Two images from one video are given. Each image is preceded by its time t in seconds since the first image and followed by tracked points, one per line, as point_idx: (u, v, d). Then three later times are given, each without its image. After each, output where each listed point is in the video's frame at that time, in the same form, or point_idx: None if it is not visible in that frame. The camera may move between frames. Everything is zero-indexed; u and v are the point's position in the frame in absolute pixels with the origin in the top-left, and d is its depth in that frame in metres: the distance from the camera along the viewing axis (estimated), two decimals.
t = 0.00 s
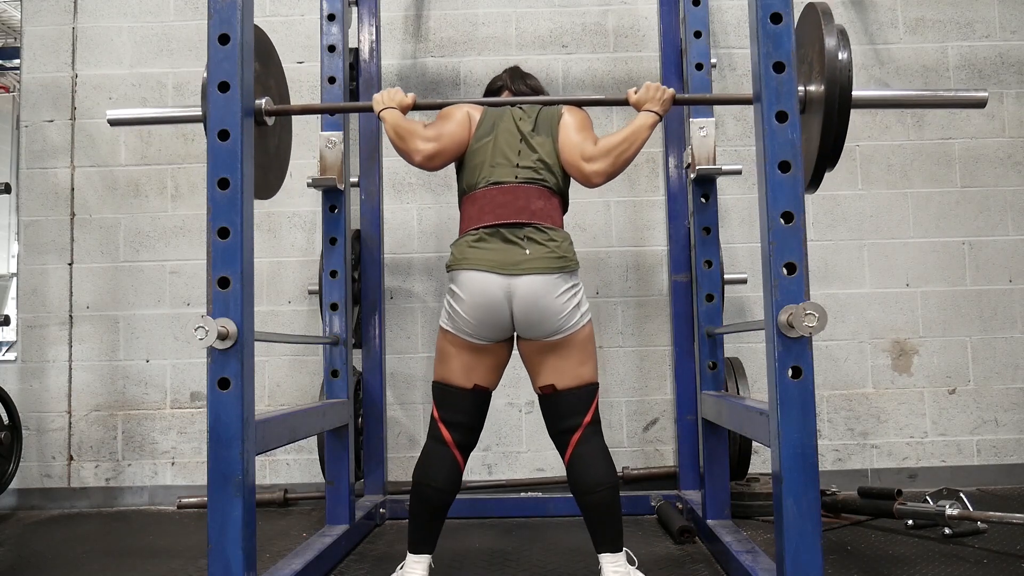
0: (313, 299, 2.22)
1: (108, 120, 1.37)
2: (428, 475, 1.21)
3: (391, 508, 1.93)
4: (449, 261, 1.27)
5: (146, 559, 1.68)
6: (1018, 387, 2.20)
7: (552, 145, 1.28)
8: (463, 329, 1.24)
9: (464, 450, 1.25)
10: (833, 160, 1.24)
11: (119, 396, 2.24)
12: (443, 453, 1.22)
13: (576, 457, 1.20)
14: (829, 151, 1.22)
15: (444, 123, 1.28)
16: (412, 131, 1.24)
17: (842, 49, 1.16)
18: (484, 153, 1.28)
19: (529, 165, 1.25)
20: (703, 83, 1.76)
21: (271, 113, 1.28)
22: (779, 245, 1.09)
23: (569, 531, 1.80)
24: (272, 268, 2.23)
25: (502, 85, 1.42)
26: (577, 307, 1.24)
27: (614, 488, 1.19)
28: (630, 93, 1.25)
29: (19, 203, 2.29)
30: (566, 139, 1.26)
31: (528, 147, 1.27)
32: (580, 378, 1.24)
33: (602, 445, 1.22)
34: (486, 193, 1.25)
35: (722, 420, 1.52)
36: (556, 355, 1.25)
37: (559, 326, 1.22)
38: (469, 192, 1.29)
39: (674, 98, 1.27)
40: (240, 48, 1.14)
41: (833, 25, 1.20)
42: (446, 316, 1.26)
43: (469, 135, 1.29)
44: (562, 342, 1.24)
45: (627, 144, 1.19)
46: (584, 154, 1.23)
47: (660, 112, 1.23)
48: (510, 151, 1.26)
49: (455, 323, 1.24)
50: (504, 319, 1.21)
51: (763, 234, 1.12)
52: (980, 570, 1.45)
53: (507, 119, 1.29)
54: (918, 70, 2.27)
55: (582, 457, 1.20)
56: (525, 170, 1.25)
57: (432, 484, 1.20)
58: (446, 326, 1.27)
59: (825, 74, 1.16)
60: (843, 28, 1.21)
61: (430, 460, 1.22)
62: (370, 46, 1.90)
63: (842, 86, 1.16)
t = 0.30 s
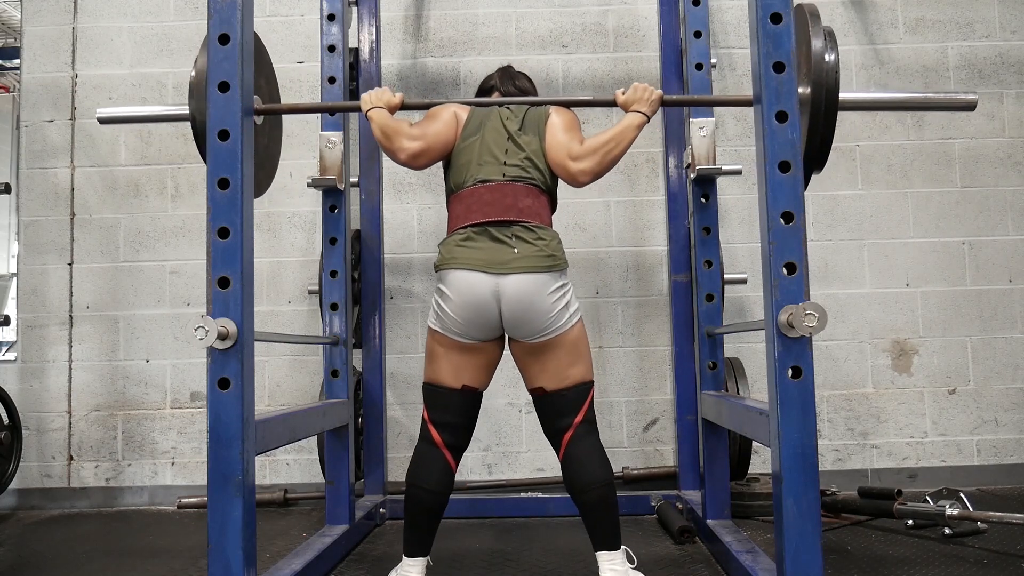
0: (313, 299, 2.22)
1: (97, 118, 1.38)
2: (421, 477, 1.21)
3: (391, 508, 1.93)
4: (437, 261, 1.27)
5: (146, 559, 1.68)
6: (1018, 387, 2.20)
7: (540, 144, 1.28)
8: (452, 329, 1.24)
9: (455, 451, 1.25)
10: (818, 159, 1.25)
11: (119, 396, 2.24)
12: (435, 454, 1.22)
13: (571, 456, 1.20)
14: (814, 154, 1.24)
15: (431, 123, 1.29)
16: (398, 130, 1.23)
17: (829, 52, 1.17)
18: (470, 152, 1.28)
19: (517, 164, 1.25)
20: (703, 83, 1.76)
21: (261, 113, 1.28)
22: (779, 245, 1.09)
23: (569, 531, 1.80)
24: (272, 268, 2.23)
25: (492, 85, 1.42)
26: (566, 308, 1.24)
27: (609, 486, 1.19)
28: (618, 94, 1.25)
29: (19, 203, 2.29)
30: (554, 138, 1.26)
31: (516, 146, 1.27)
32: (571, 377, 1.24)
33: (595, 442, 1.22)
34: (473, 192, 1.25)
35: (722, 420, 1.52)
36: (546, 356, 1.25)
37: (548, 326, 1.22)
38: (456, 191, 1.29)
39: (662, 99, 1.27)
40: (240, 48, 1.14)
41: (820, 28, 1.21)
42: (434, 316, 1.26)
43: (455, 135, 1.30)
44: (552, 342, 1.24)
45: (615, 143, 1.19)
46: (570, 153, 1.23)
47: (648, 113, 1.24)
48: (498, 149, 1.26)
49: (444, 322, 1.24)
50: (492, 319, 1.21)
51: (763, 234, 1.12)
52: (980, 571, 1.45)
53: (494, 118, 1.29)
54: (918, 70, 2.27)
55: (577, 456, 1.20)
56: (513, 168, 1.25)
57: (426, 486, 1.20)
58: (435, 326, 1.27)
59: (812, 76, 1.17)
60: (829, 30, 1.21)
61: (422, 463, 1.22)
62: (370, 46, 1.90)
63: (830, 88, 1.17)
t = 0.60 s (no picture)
0: (313, 299, 2.22)
1: (98, 123, 1.38)
2: (420, 477, 1.21)
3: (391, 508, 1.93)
4: (438, 260, 1.27)
5: (145, 559, 1.68)
6: (1018, 387, 2.20)
7: (540, 145, 1.28)
8: (451, 329, 1.24)
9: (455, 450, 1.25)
10: (819, 155, 1.25)
11: (119, 396, 2.24)
12: (435, 454, 1.22)
13: (570, 457, 1.20)
14: (814, 152, 1.24)
15: (431, 124, 1.28)
16: (398, 134, 1.23)
17: (829, 48, 1.17)
18: (471, 154, 1.28)
19: (518, 165, 1.25)
20: (703, 83, 1.75)
21: (261, 115, 1.28)
22: (779, 245, 1.09)
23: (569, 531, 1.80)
24: (272, 268, 2.23)
25: (492, 85, 1.42)
26: (565, 308, 1.24)
27: (608, 487, 1.19)
28: (618, 93, 1.25)
29: (19, 203, 2.29)
30: (553, 138, 1.26)
31: (516, 147, 1.27)
32: (571, 378, 1.23)
33: (594, 444, 1.22)
34: (475, 193, 1.25)
35: (722, 420, 1.52)
36: (545, 357, 1.25)
37: (547, 326, 1.22)
38: (457, 192, 1.29)
39: (663, 98, 1.27)
40: (240, 48, 1.14)
41: (819, 24, 1.21)
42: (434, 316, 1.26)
43: (456, 136, 1.30)
44: (551, 342, 1.24)
45: (615, 143, 1.19)
46: (570, 153, 1.23)
47: (648, 112, 1.23)
48: (498, 150, 1.27)
49: (444, 323, 1.24)
50: (492, 321, 1.21)
51: (763, 234, 1.12)
52: (980, 571, 1.45)
53: (495, 119, 1.29)
54: (918, 70, 2.27)
55: (576, 457, 1.20)
56: (514, 170, 1.25)
57: (426, 486, 1.20)
58: (434, 326, 1.27)
59: (812, 72, 1.16)
60: (829, 26, 1.21)
61: (423, 462, 1.22)
62: (370, 46, 1.90)
63: (830, 85, 1.16)
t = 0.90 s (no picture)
0: (313, 299, 2.22)
1: (99, 123, 1.38)
2: (422, 477, 1.21)
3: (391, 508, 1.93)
4: (439, 261, 1.27)
5: (146, 559, 1.68)
6: (1018, 387, 2.20)
7: (541, 145, 1.28)
8: (453, 330, 1.24)
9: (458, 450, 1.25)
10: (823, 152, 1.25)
11: (119, 396, 2.24)
12: (437, 454, 1.22)
13: (571, 457, 1.20)
14: (816, 149, 1.24)
15: (432, 124, 1.28)
16: (399, 132, 1.23)
17: (830, 45, 1.17)
18: (472, 155, 1.28)
19: (519, 166, 1.25)
20: (703, 83, 1.75)
21: (262, 115, 1.28)
22: (779, 245, 1.09)
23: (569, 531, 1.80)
24: (272, 268, 2.23)
25: (492, 85, 1.42)
26: (567, 308, 1.24)
27: (609, 488, 1.19)
28: (619, 91, 1.25)
29: (19, 203, 2.29)
30: (555, 137, 1.26)
31: (517, 148, 1.27)
32: (572, 377, 1.24)
33: (595, 444, 1.22)
34: (476, 194, 1.25)
35: (722, 420, 1.52)
36: (546, 357, 1.25)
37: (548, 327, 1.22)
38: (459, 192, 1.29)
39: (664, 96, 1.27)
40: (240, 47, 1.14)
41: (820, 22, 1.20)
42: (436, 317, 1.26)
43: (457, 136, 1.30)
44: (553, 343, 1.24)
45: (616, 142, 1.19)
46: (571, 153, 1.23)
47: (649, 110, 1.23)
48: (499, 151, 1.27)
49: (446, 324, 1.25)
50: (494, 322, 1.21)
51: (763, 234, 1.12)
52: (980, 571, 1.45)
53: (495, 119, 1.29)
54: (918, 70, 2.27)
55: (577, 457, 1.20)
56: (515, 170, 1.25)
57: (427, 487, 1.20)
58: (436, 326, 1.27)
59: (814, 69, 1.16)
60: (830, 24, 1.21)
61: (424, 462, 1.22)
62: (370, 46, 1.90)
63: (830, 83, 1.16)
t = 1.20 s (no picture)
0: (313, 299, 2.23)
1: (97, 125, 1.38)
2: (422, 477, 1.21)
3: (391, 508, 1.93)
4: (441, 263, 1.27)
5: (145, 559, 1.68)
6: (1018, 387, 2.20)
7: (541, 146, 1.28)
8: (455, 330, 1.24)
9: (459, 450, 1.25)
10: (821, 152, 1.25)
11: (119, 396, 2.24)
12: (437, 454, 1.22)
13: (571, 457, 1.20)
14: (816, 149, 1.24)
15: (433, 124, 1.28)
16: (399, 134, 1.23)
17: (828, 45, 1.17)
18: (472, 156, 1.28)
19: (519, 167, 1.25)
20: (703, 82, 1.75)
21: (261, 116, 1.29)
22: (778, 245, 1.09)
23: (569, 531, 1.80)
24: (272, 268, 2.23)
25: (491, 86, 1.42)
26: (569, 308, 1.24)
27: (609, 488, 1.19)
28: (619, 91, 1.25)
29: (19, 203, 2.29)
30: (554, 138, 1.26)
31: (517, 149, 1.27)
32: (573, 377, 1.24)
33: (596, 444, 1.22)
34: (476, 196, 1.25)
35: (722, 420, 1.52)
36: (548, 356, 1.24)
37: (550, 327, 1.22)
38: (459, 193, 1.28)
39: (663, 96, 1.27)
40: (240, 47, 1.14)
41: (819, 21, 1.20)
42: (438, 316, 1.26)
43: (457, 137, 1.30)
44: (554, 342, 1.24)
45: (616, 143, 1.19)
46: (572, 153, 1.23)
47: (649, 110, 1.24)
48: (499, 152, 1.27)
49: (448, 324, 1.24)
50: (496, 322, 1.21)
51: (763, 234, 1.12)
52: (980, 571, 1.45)
53: (495, 120, 1.29)
54: (918, 70, 2.27)
55: (577, 457, 1.20)
56: (515, 171, 1.25)
57: (428, 487, 1.20)
58: (438, 326, 1.27)
59: (812, 69, 1.16)
60: (829, 24, 1.21)
61: (425, 462, 1.22)
62: (370, 46, 1.90)
63: (830, 82, 1.17)
